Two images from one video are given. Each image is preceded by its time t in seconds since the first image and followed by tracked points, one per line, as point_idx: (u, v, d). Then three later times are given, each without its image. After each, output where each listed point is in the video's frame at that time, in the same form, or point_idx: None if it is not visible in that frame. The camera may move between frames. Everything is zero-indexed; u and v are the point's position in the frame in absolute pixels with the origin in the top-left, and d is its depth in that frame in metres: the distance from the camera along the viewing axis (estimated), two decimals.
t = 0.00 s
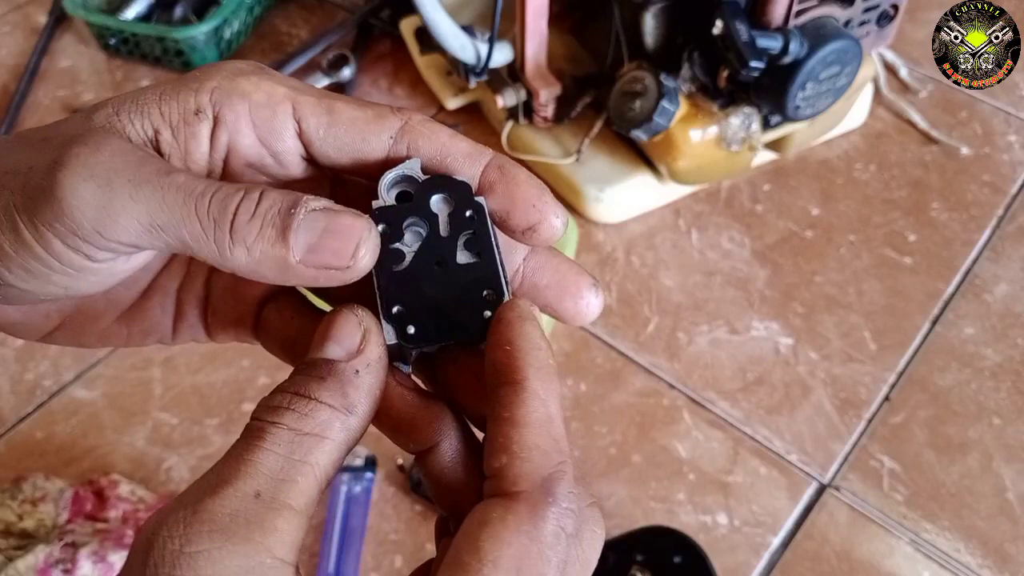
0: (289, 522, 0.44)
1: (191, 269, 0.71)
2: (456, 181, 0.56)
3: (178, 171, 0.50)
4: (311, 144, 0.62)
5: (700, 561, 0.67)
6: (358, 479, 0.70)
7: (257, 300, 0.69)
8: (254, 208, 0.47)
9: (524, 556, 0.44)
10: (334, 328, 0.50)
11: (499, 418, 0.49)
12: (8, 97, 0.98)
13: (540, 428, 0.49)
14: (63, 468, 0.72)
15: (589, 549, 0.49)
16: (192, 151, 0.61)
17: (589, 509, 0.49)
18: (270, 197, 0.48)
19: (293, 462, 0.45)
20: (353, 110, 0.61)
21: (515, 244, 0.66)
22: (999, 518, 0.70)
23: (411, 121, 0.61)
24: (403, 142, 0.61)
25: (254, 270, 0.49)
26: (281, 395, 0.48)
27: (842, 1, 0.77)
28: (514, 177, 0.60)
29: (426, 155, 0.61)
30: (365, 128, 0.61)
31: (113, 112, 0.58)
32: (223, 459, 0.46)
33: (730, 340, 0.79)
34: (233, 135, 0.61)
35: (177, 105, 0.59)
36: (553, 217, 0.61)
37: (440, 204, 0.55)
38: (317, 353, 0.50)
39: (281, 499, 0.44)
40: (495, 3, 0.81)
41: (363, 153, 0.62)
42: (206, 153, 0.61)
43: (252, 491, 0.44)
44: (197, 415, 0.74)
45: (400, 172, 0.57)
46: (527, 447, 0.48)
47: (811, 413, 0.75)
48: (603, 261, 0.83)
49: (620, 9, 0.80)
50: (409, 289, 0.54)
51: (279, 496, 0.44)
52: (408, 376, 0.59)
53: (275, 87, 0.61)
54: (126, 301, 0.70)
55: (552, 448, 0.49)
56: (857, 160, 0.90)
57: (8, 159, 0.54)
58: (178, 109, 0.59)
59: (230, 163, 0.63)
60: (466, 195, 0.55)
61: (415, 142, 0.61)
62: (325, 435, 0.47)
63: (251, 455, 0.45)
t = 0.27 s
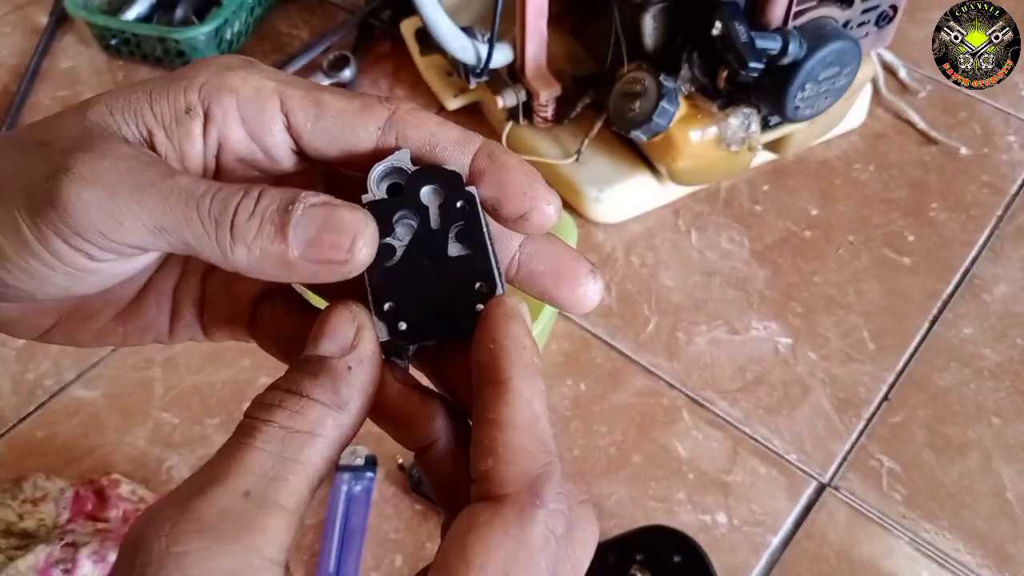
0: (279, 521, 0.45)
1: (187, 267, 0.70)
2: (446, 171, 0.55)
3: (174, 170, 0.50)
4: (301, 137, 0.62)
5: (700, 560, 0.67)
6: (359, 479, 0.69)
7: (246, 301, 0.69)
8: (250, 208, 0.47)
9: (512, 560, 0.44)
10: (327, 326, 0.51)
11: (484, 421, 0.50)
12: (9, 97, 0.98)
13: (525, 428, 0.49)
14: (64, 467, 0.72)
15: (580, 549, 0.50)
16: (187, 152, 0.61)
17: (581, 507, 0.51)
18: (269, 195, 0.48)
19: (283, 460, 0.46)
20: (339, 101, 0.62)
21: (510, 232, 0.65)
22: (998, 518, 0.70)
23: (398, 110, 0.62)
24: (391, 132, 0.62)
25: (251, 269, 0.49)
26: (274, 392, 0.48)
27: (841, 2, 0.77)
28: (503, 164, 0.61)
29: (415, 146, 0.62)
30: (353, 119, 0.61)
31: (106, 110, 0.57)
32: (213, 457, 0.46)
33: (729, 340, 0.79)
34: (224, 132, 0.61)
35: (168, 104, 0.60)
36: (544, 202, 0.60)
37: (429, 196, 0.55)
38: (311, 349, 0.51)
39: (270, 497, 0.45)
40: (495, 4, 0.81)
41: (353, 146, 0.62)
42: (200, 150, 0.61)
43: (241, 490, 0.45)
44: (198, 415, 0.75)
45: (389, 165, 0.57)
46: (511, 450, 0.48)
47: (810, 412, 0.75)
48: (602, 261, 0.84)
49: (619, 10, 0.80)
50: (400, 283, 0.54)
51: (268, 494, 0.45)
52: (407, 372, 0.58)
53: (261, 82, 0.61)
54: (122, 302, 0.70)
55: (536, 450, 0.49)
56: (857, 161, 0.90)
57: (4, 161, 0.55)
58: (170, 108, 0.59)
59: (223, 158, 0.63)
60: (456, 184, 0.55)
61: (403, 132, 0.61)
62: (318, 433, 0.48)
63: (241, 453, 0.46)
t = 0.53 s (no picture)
0: (278, 524, 0.45)
1: (191, 270, 0.71)
2: (440, 177, 0.56)
3: (175, 154, 0.50)
4: (304, 140, 0.62)
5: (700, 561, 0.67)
6: (358, 479, 0.69)
7: (252, 305, 0.68)
8: (252, 190, 0.48)
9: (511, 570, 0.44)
10: (325, 333, 0.51)
11: (484, 429, 0.49)
12: (8, 97, 0.98)
13: (525, 435, 0.49)
14: (63, 467, 0.72)
15: (579, 550, 0.49)
16: (189, 150, 0.61)
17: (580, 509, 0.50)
18: (272, 178, 0.48)
19: (282, 465, 0.46)
20: (343, 104, 0.62)
21: (514, 238, 0.65)
22: (999, 518, 0.70)
23: (401, 116, 0.62)
24: (394, 138, 0.62)
25: (250, 259, 0.49)
26: (271, 400, 0.49)
27: (842, 1, 0.77)
28: (506, 170, 0.60)
29: (416, 152, 0.62)
30: (356, 122, 0.61)
31: (109, 105, 0.57)
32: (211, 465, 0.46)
33: (730, 340, 0.79)
34: (226, 130, 0.61)
35: (171, 101, 0.59)
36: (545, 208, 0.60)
37: (425, 203, 0.56)
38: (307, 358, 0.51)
39: (270, 502, 0.45)
40: (495, 2, 0.81)
41: (356, 150, 0.62)
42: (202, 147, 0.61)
43: (241, 493, 0.45)
44: (197, 415, 0.74)
45: (387, 173, 0.57)
46: (511, 458, 0.48)
47: (811, 413, 0.75)
48: (603, 261, 0.83)
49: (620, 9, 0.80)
50: (400, 290, 0.54)
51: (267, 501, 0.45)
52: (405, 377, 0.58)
53: (264, 82, 0.61)
54: (124, 303, 0.71)
55: (536, 457, 0.49)
56: (858, 160, 0.90)
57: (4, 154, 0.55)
58: (172, 105, 0.59)
59: (226, 155, 0.63)
60: (450, 191, 0.56)
61: (405, 138, 0.61)
62: (315, 438, 0.48)
63: (240, 459, 0.46)
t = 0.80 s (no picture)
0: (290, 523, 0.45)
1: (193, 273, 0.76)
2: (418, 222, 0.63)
3: (214, 184, 0.57)
4: (312, 178, 0.70)
5: (700, 559, 0.64)
6: (359, 479, 0.70)
7: (258, 301, 0.76)
8: (276, 222, 0.54)
9: None
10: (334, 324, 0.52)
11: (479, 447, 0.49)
12: (8, 97, 0.98)
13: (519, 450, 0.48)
14: (63, 467, 0.72)
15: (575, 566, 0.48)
16: (213, 169, 0.68)
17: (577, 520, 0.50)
18: (292, 213, 0.55)
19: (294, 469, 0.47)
20: (347, 153, 0.69)
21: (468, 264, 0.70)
22: (999, 518, 0.70)
23: (391, 168, 0.69)
24: (386, 184, 0.69)
25: (267, 272, 0.56)
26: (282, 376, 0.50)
27: (842, 1, 0.77)
28: (478, 214, 0.71)
29: (403, 199, 0.69)
30: (355, 168, 0.69)
31: (154, 131, 0.64)
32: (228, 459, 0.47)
33: (729, 340, 0.79)
34: (248, 161, 0.69)
35: (203, 132, 0.66)
36: (504, 247, 0.71)
37: (404, 239, 0.62)
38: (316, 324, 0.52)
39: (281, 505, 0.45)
40: (495, 2, 0.81)
41: (351, 190, 0.70)
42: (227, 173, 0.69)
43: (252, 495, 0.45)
44: (198, 415, 0.74)
45: (374, 217, 0.63)
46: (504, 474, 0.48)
47: (811, 413, 0.75)
48: (603, 261, 0.83)
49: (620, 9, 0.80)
50: (375, 311, 0.60)
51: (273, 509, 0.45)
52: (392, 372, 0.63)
53: (289, 126, 0.69)
54: (133, 297, 0.75)
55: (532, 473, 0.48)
56: (857, 160, 0.90)
57: (58, 168, 0.61)
58: (204, 137, 0.66)
59: (245, 182, 0.71)
60: (426, 235, 0.62)
61: (396, 186, 0.69)
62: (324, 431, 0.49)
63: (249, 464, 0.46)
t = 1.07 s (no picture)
0: None
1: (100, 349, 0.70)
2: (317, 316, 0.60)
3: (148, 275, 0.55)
4: (227, 278, 0.65)
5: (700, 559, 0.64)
6: (358, 479, 0.70)
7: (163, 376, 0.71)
8: (196, 314, 0.53)
9: None
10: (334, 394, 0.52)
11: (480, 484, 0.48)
12: (7, 97, 0.98)
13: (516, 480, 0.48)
14: (64, 467, 0.72)
15: None
16: (140, 261, 0.61)
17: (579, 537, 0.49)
18: (211, 304, 0.54)
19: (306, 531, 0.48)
20: (260, 257, 0.65)
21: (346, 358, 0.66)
22: (999, 518, 0.70)
23: (297, 272, 0.65)
24: (288, 288, 0.65)
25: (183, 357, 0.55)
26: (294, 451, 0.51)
27: (842, 1, 0.77)
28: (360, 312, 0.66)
29: (302, 300, 0.64)
30: (266, 271, 0.65)
31: (92, 225, 0.60)
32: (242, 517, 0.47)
33: (730, 340, 0.79)
34: (172, 260, 0.63)
35: (137, 229, 0.61)
36: (382, 343, 0.66)
37: (303, 332, 0.60)
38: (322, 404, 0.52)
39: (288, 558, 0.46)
40: (495, 2, 0.81)
41: (261, 291, 0.65)
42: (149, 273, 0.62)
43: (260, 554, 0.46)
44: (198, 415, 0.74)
45: (277, 311, 0.61)
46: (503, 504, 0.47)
47: (811, 412, 0.75)
48: (603, 261, 0.83)
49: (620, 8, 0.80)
50: (269, 395, 0.58)
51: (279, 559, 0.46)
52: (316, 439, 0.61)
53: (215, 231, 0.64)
54: (43, 362, 0.68)
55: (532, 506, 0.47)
56: (857, 160, 0.90)
57: None
58: (137, 234, 0.61)
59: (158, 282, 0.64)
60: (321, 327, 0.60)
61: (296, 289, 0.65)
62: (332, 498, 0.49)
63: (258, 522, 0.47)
